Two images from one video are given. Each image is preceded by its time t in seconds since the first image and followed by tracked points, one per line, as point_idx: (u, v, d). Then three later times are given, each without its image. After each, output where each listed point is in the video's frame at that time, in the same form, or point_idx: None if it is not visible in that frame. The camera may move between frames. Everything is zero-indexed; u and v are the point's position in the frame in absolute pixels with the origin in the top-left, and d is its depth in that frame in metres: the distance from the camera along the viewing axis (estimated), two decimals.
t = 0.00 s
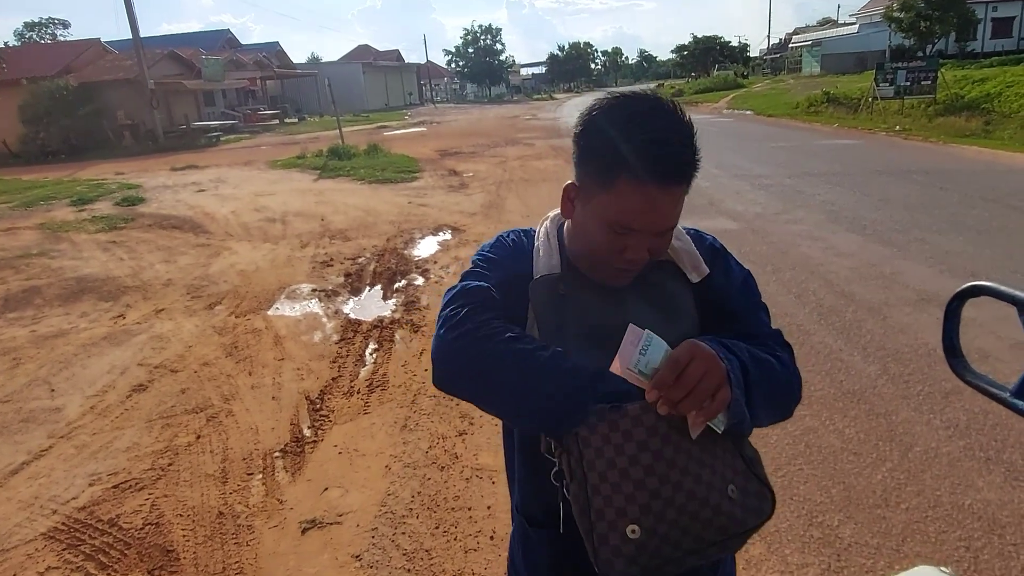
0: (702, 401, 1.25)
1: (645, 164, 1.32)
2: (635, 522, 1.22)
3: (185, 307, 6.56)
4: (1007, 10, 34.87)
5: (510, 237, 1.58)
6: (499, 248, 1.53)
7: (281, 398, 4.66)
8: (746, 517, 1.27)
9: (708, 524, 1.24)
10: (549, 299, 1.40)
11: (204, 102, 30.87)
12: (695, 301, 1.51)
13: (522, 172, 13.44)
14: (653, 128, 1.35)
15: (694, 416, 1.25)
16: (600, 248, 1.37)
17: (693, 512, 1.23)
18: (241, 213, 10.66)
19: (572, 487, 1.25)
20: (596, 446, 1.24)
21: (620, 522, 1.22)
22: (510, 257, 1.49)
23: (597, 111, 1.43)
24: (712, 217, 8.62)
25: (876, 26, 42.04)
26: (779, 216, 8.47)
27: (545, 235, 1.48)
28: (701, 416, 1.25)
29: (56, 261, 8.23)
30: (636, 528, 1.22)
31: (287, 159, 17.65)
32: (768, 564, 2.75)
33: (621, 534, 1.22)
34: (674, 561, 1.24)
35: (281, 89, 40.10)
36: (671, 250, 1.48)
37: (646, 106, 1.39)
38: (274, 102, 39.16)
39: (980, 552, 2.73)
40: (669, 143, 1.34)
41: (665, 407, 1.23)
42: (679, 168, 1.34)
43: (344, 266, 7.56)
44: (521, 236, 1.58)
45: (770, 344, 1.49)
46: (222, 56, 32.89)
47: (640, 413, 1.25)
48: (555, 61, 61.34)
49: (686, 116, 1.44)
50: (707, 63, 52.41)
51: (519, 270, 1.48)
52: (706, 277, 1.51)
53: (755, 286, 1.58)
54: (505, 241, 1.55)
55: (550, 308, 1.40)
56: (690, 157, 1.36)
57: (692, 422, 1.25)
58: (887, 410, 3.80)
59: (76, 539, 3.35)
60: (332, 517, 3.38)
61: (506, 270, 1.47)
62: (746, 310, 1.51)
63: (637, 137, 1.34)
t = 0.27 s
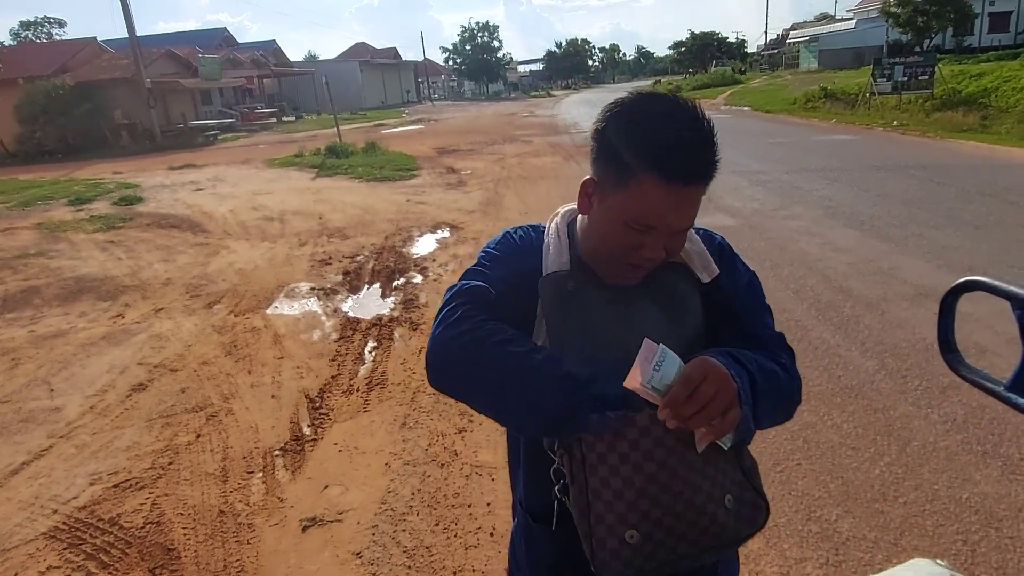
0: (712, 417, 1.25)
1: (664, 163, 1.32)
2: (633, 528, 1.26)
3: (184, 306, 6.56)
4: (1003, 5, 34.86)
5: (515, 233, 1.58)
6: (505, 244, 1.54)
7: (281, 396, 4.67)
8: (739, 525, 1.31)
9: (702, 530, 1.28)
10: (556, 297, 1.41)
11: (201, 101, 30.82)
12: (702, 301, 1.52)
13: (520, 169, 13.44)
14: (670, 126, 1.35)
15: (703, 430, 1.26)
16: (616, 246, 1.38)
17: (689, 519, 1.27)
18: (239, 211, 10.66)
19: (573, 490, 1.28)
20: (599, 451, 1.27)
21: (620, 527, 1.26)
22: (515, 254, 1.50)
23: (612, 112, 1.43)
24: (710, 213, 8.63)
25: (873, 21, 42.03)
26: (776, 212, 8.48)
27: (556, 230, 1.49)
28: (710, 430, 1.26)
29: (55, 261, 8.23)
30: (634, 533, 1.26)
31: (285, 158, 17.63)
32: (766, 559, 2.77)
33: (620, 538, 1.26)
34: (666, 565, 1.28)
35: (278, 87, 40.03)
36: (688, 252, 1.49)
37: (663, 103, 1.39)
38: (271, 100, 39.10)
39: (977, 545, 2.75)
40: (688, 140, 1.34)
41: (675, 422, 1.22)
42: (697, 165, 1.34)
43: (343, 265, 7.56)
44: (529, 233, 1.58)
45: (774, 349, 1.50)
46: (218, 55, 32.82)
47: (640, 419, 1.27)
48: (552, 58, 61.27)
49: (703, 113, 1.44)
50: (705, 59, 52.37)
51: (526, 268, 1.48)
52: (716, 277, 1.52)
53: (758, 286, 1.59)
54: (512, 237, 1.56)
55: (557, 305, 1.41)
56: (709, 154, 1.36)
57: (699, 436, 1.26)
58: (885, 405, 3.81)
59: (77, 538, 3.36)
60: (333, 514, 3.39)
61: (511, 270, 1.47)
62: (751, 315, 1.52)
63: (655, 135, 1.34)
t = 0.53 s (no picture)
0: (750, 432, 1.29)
1: (688, 169, 1.32)
2: (662, 532, 1.28)
3: (183, 304, 6.57)
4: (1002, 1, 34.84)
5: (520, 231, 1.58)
6: (509, 243, 1.53)
7: (281, 394, 4.67)
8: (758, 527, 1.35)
9: (723, 533, 1.31)
10: (569, 294, 1.41)
11: (199, 99, 30.77)
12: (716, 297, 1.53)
13: (519, 167, 13.44)
14: (693, 130, 1.34)
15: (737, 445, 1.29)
16: (635, 245, 1.39)
17: (712, 522, 1.30)
18: (238, 210, 10.65)
19: (599, 492, 1.29)
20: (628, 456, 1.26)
21: (649, 531, 1.28)
22: (519, 253, 1.50)
23: (634, 109, 1.41)
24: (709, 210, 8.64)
25: (872, 18, 42.03)
26: (776, 208, 8.48)
27: (568, 227, 1.49)
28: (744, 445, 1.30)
29: (54, 260, 8.22)
30: (661, 537, 1.28)
31: (284, 156, 17.62)
32: (767, 554, 2.78)
33: (648, 541, 1.28)
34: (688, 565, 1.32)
35: (276, 85, 39.96)
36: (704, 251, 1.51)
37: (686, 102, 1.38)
38: (270, 98, 39.06)
39: (976, 540, 2.76)
40: (712, 146, 1.34)
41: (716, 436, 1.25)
42: (721, 170, 1.34)
43: (342, 263, 7.56)
44: (536, 229, 1.58)
45: (786, 352, 1.52)
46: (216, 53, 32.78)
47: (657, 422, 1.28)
48: (551, 55, 61.24)
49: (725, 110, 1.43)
50: (703, 56, 52.30)
51: (533, 266, 1.48)
52: (728, 275, 1.54)
53: (768, 286, 1.62)
54: (517, 235, 1.55)
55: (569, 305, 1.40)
56: (732, 158, 1.36)
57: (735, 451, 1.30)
58: (884, 401, 3.82)
59: (78, 536, 3.36)
60: (334, 512, 3.40)
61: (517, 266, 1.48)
62: (761, 316, 1.56)
63: (679, 139, 1.33)
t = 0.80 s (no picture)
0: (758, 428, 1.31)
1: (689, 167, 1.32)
2: (669, 529, 1.28)
3: (183, 302, 6.57)
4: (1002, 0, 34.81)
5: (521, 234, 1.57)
6: (512, 246, 1.52)
7: (281, 392, 4.67)
8: (762, 526, 1.37)
9: (729, 532, 1.32)
10: (577, 294, 1.41)
11: (199, 97, 30.74)
12: (719, 294, 1.55)
13: (519, 165, 13.44)
14: (693, 126, 1.34)
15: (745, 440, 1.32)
16: (639, 243, 1.39)
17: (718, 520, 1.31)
18: (238, 208, 10.65)
19: (606, 490, 1.29)
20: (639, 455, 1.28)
21: (656, 528, 1.28)
22: (523, 255, 1.49)
23: (629, 108, 1.41)
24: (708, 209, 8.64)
25: (872, 17, 42.00)
26: (776, 207, 8.48)
27: (571, 227, 1.49)
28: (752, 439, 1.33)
29: (54, 258, 8.22)
30: (670, 534, 1.28)
31: (283, 154, 17.61)
32: (766, 552, 2.79)
33: (656, 539, 1.28)
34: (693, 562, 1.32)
35: (275, 83, 39.91)
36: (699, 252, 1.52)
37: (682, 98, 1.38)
38: (269, 96, 39.02)
39: (975, 538, 2.77)
40: (711, 140, 1.33)
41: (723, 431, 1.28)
42: (721, 164, 1.34)
43: (342, 261, 7.56)
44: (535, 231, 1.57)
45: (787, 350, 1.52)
46: (216, 51, 32.74)
47: (660, 420, 1.29)
48: (551, 54, 61.20)
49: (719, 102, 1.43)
50: (703, 54, 52.27)
51: (537, 267, 1.47)
52: (732, 274, 1.56)
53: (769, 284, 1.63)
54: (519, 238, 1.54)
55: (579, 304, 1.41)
56: (732, 150, 1.36)
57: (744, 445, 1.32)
58: (883, 399, 3.83)
59: (78, 533, 3.37)
60: (334, 509, 3.41)
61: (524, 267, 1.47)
62: (763, 313, 1.56)
63: (679, 136, 1.33)
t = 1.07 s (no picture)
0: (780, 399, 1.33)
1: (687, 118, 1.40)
2: (738, 527, 1.33)
3: (183, 299, 6.56)
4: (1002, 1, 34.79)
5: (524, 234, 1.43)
6: (525, 244, 1.39)
7: (280, 389, 4.67)
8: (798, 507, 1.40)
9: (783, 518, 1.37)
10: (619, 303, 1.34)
11: (198, 94, 30.73)
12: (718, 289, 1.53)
13: (519, 164, 13.43)
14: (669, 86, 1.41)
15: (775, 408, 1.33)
16: (674, 209, 1.42)
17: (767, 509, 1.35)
18: (238, 205, 10.64)
19: (663, 508, 1.32)
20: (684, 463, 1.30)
21: (726, 531, 1.32)
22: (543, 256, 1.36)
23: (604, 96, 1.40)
24: (709, 208, 8.64)
25: (873, 17, 41.97)
26: (776, 207, 8.48)
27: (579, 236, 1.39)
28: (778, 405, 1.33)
29: (53, 254, 8.22)
30: (742, 534, 1.33)
31: (283, 151, 17.59)
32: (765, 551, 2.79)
33: (729, 540, 1.33)
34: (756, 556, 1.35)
35: (275, 81, 39.91)
36: (673, 247, 1.50)
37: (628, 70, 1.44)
38: (269, 93, 38.97)
39: (974, 538, 2.77)
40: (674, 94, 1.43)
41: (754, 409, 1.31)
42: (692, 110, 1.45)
43: (342, 258, 7.56)
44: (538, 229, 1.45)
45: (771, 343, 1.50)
46: (216, 48, 32.68)
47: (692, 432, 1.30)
48: (551, 52, 61.15)
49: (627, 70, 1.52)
50: (703, 53, 52.24)
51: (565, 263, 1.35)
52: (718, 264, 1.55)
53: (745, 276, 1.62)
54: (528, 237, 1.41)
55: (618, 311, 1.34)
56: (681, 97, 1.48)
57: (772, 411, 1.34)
58: (882, 398, 3.83)
59: (77, 530, 3.37)
60: (333, 506, 3.40)
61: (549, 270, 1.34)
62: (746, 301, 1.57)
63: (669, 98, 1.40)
